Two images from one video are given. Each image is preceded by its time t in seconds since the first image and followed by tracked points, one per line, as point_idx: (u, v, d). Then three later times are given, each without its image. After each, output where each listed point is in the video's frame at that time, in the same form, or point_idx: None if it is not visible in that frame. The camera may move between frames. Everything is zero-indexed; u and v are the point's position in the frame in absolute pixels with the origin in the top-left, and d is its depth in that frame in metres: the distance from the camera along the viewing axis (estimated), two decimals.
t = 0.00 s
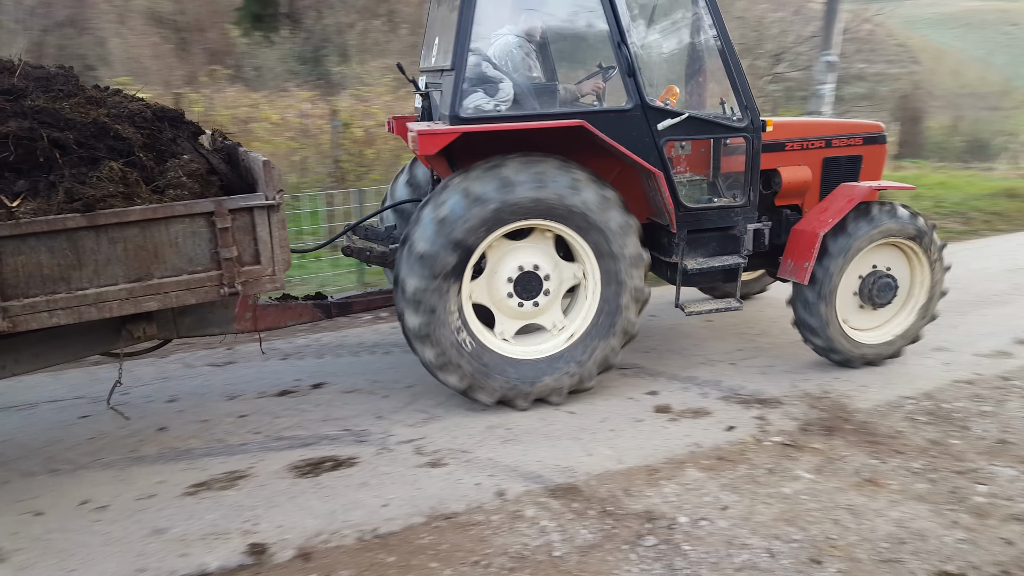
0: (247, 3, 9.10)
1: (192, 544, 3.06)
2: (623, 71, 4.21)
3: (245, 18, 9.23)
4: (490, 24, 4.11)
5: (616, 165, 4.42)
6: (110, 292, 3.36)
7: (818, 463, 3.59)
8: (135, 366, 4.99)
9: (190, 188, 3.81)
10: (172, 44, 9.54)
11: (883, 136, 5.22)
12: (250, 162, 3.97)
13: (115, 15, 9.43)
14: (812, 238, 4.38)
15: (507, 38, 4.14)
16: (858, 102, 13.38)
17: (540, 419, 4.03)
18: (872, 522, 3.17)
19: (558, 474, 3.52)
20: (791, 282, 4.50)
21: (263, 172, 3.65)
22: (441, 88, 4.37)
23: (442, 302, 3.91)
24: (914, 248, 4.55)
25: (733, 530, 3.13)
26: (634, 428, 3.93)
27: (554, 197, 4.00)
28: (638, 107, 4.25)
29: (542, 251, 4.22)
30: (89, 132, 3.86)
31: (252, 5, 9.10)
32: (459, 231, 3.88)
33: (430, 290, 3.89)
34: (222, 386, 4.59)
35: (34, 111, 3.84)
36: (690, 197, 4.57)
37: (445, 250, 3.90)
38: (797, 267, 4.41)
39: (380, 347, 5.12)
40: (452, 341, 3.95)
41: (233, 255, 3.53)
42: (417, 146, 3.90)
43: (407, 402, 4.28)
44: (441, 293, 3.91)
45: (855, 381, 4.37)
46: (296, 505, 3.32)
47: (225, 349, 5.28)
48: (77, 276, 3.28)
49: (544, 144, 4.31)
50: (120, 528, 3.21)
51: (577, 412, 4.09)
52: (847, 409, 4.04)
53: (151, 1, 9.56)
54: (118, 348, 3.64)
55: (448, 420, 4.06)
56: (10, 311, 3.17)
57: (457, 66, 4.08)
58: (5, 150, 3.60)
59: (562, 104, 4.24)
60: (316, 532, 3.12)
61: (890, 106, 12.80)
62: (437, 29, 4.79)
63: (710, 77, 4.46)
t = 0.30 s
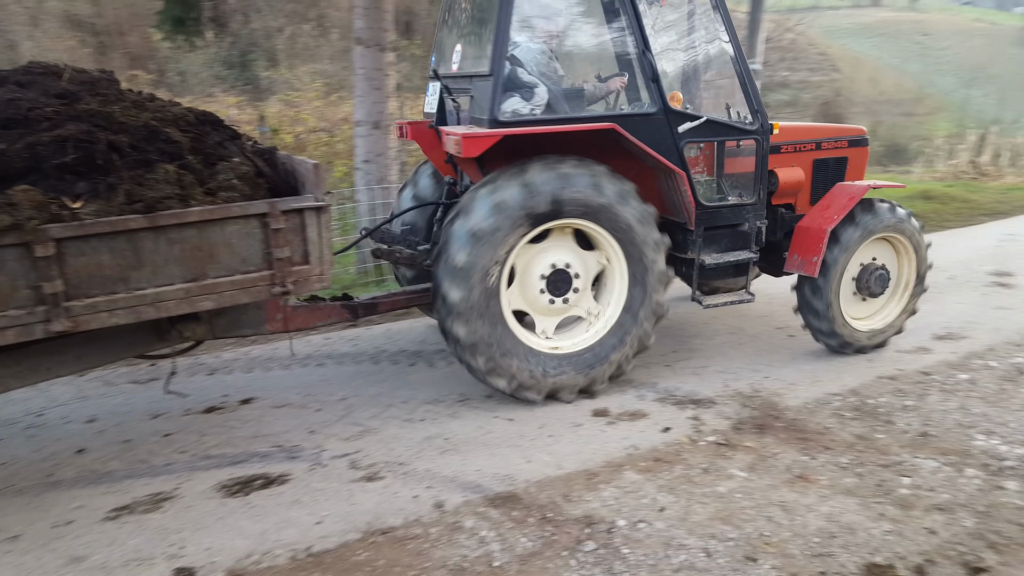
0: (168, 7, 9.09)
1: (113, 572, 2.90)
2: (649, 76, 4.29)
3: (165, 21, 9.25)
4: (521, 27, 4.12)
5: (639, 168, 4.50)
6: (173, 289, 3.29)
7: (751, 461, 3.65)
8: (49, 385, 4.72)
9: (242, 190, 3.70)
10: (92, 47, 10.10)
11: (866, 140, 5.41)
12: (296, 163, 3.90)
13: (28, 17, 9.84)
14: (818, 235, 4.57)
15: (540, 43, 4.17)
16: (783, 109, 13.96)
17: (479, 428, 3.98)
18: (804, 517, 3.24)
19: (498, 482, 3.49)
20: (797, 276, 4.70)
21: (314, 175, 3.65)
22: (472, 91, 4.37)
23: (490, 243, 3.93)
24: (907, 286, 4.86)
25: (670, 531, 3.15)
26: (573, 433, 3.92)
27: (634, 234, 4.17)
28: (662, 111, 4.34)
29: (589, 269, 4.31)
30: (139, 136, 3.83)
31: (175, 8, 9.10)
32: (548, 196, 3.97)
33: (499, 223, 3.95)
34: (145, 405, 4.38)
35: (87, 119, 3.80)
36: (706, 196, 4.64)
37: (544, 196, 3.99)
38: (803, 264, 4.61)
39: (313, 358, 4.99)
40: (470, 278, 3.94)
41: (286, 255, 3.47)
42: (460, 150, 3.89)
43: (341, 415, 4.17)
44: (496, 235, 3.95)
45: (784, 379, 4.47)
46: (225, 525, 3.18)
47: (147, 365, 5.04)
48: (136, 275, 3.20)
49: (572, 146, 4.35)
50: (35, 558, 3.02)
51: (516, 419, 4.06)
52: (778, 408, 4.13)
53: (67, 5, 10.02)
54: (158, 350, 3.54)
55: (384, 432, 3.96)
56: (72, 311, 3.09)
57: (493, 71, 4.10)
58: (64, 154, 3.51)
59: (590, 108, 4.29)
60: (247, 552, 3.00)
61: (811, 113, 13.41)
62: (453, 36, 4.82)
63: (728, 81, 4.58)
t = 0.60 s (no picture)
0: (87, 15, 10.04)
1: None
2: (672, 88, 4.57)
3: (84, 29, 10.12)
4: (558, 41, 4.32)
5: (659, 173, 4.76)
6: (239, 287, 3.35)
7: (688, 465, 3.71)
8: None
9: (303, 196, 3.69)
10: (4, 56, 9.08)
11: (846, 147, 5.79)
12: (347, 168, 3.84)
13: None
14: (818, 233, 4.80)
15: (573, 57, 4.38)
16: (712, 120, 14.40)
17: (417, 442, 3.91)
18: (738, 519, 3.29)
19: (436, 498, 3.43)
20: (797, 271, 4.93)
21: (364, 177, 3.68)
22: (505, 101, 4.53)
23: (568, 208, 4.12)
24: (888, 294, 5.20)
25: (609, 538, 3.15)
26: (512, 443, 3.90)
27: (671, 283, 4.51)
28: (683, 121, 4.61)
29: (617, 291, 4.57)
30: (205, 142, 3.70)
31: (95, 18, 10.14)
32: (642, 212, 4.33)
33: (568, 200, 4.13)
34: (62, 431, 4.15)
35: (160, 124, 3.68)
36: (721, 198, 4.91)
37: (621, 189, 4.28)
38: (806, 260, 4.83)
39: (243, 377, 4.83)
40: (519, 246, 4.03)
41: (346, 256, 3.59)
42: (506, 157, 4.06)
43: (272, 435, 4.04)
44: (561, 210, 4.11)
45: (718, 383, 4.54)
46: (149, 555, 3.04)
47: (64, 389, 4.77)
48: (209, 276, 3.26)
49: (599, 154, 4.57)
50: None
51: (455, 432, 4.01)
52: (712, 411, 4.20)
53: None
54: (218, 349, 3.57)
55: (318, 450, 3.86)
56: (151, 310, 3.13)
57: (532, 81, 4.28)
58: (141, 159, 3.45)
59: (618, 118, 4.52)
60: None
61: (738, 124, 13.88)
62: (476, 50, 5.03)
63: (740, 92, 4.88)
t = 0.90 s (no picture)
0: None
1: None
2: (680, 100, 4.94)
3: None
4: (584, 54, 4.60)
5: (664, 177, 5.09)
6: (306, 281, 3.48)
7: (619, 471, 3.74)
8: None
9: (359, 199, 3.85)
10: None
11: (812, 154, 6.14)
12: (391, 173, 3.96)
13: None
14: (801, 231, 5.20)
15: (597, 71, 4.69)
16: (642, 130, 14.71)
17: (345, 460, 3.83)
18: (668, 522, 3.33)
19: (366, 515, 3.36)
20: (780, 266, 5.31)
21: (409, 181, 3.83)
22: (529, 110, 4.78)
23: (655, 210, 4.63)
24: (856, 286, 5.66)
25: (543, 548, 3.14)
26: (445, 457, 3.86)
27: (656, 337, 4.81)
28: (690, 130, 5.00)
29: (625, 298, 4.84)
30: (268, 147, 3.73)
31: None
32: (677, 273, 4.81)
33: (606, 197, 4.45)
34: None
35: (235, 130, 3.69)
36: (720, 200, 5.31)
37: (657, 200, 4.63)
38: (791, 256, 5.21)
39: (163, 398, 4.63)
40: (562, 230, 4.30)
41: (399, 255, 3.77)
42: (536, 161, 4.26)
43: (193, 458, 3.88)
44: (639, 197, 4.56)
45: (649, 388, 4.59)
46: None
47: None
48: (279, 274, 3.38)
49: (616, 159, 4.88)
50: None
51: (385, 447, 3.94)
52: (643, 416, 4.24)
53: None
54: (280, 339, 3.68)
55: (242, 472, 3.74)
56: (229, 305, 3.25)
57: (562, 91, 4.52)
58: (216, 164, 3.49)
59: (634, 128, 4.86)
60: None
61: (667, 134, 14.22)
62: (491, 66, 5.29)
63: (734, 103, 5.31)
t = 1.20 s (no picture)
0: None
1: None
2: (683, 108, 5.43)
3: None
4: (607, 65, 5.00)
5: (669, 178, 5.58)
6: (372, 273, 3.82)
7: (561, 479, 3.75)
8: None
9: (414, 201, 4.30)
10: None
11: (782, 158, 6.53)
12: (438, 177, 4.43)
13: None
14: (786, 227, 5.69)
15: (618, 82, 5.11)
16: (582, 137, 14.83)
17: (281, 480, 3.75)
18: (609, 528, 3.35)
19: (302, 536, 3.28)
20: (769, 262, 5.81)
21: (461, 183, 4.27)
22: (556, 119, 5.21)
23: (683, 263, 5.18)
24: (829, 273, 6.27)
25: (484, 561, 3.11)
26: (384, 473, 3.81)
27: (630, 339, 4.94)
28: (693, 135, 5.49)
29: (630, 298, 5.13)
30: (336, 154, 4.15)
31: None
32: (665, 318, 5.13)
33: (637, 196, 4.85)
34: None
35: (304, 138, 4.14)
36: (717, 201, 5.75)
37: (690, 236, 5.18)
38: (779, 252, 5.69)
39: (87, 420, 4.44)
40: (605, 211, 4.67)
41: (451, 250, 4.15)
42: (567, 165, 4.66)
43: (119, 484, 3.73)
44: (684, 236, 5.13)
45: (590, 395, 4.62)
46: None
47: None
48: (353, 268, 3.73)
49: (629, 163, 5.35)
50: None
51: (322, 465, 3.88)
52: (584, 423, 4.27)
53: None
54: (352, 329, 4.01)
55: (171, 496, 3.62)
56: (311, 296, 3.57)
57: (588, 100, 4.94)
58: (297, 169, 3.90)
59: (646, 134, 5.29)
60: None
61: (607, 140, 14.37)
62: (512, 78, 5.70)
63: (727, 110, 5.84)
